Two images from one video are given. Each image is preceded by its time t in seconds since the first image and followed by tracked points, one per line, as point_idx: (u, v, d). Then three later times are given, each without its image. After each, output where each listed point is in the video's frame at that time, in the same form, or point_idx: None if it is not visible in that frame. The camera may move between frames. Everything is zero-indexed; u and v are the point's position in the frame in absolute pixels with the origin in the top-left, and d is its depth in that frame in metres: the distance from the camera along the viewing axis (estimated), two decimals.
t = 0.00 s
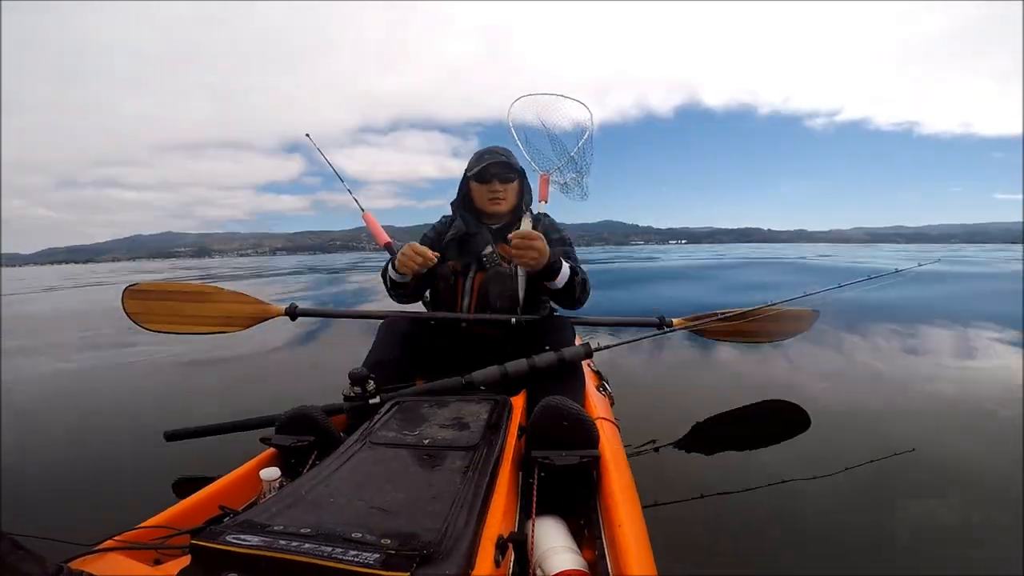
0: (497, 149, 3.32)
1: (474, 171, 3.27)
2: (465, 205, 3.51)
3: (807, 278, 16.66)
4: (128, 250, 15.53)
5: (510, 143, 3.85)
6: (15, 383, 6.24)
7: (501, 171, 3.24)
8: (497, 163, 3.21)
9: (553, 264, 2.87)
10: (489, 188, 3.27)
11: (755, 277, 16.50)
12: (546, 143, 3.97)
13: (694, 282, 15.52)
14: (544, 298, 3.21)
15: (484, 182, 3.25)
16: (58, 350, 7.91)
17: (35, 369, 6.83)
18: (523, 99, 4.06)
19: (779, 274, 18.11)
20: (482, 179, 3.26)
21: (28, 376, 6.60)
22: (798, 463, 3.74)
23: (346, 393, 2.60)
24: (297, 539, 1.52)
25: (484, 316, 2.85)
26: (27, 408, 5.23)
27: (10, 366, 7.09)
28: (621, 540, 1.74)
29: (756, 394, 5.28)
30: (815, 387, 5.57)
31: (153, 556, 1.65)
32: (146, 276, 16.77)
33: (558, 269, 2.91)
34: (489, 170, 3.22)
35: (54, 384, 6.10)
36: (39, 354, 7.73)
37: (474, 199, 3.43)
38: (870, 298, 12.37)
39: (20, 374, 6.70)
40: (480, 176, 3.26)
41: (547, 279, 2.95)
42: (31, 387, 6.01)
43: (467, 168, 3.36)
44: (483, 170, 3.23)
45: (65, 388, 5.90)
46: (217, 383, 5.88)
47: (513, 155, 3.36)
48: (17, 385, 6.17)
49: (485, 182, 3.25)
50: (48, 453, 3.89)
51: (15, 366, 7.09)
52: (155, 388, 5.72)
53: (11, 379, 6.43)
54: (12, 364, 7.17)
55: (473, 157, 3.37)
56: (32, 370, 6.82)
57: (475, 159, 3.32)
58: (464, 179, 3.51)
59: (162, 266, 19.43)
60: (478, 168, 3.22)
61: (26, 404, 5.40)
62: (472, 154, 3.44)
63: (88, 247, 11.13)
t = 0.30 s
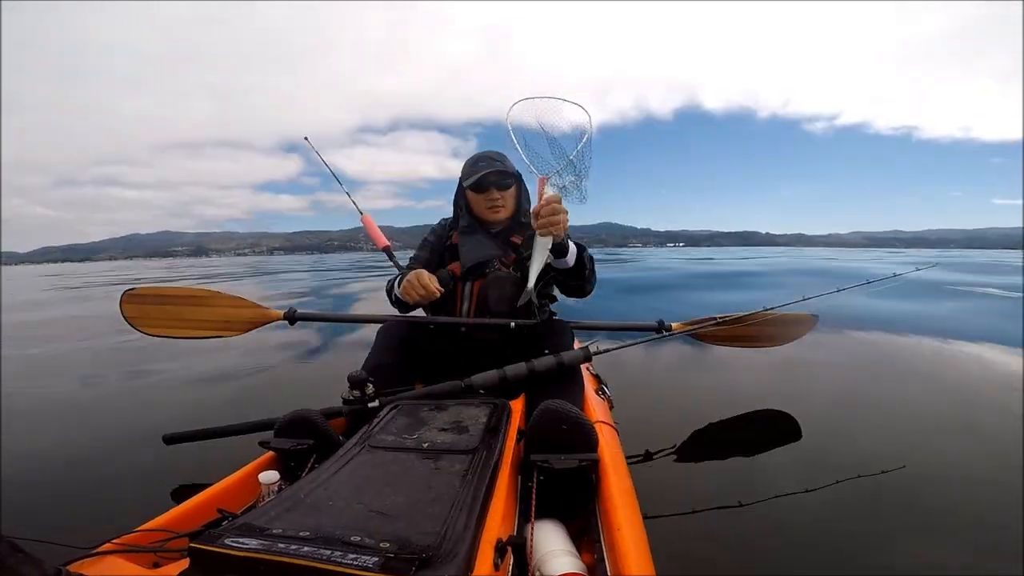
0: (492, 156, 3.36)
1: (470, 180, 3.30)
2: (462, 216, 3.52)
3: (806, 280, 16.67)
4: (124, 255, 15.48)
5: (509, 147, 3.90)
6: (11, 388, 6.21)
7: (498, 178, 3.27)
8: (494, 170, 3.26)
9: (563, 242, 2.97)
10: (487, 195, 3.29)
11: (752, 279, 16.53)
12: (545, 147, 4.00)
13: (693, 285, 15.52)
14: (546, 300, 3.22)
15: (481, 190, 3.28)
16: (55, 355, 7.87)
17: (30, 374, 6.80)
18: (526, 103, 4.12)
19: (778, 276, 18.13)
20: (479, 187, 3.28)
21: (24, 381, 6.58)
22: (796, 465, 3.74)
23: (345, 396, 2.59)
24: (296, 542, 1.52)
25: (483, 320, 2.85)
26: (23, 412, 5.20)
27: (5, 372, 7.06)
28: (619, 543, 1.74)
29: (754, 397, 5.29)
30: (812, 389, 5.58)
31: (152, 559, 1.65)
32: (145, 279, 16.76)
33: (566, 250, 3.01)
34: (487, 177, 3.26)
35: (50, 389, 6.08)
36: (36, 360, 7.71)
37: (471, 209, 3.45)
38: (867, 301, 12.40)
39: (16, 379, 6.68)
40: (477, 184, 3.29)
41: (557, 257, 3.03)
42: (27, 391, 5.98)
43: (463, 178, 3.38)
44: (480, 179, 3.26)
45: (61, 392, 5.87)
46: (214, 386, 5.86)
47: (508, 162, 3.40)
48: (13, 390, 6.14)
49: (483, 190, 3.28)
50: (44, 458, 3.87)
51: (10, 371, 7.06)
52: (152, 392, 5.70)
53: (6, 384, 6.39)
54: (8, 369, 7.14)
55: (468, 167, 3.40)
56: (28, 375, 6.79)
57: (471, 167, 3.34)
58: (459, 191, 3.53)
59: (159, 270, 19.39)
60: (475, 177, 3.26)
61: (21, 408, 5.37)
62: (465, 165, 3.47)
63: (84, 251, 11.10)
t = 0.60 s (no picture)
0: (490, 161, 3.37)
1: (469, 185, 3.30)
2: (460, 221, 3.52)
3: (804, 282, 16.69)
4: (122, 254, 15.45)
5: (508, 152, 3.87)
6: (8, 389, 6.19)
7: (497, 182, 3.27)
8: (493, 174, 3.26)
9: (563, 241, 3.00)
10: (486, 200, 3.30)
11: (750, 281, 16.59)
12: (544, 151, 3.99)
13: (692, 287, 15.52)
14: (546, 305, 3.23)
15: (481, 195, 3.28)
16: (53, 357, 7.86)
17: (28, 376, 6.79)
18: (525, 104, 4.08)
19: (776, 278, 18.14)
20: (478, 192, 3.28)
21: (21, 382, 6.56)
22: (793, 470, 3.75)
23: (344, 402, 2.59)
24: (294, 548, 1.51)
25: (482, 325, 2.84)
26: (21, 414, 5.19)
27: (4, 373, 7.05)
28: (618, 548, 1.74)
29: (752, 402, 5.30)
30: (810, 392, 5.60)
31: (150, 564, 1.65)
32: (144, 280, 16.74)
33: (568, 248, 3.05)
34: (486, 182, 3.26)
35: (47, 390, 6.08)
36: (34, 361, 7.70)
37: (469, 214, 3.45)
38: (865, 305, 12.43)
39: (13, 380, 6.66)
40: (476, 189, 3.29)
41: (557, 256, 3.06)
42: (24, 393, 5.97)
43: (462, 183, 3.38)
44: (479, 183, 3.26)
45: (60, 394, 5.87)
46: (212, 388, 5.86)
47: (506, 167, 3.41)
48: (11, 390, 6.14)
49: (482, 194, 3.28)
50: (41, 461, 3.86)
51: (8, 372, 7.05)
52: (150, 395, 5.69)
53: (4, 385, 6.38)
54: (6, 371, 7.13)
55: (466, 173, 3.40)
56: (25, 376, 6.78)
57: (470, 172, 3.34)
58: (457, 197, 3.53)
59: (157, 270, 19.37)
60: (474, 182, 3.26)
61: (19, 410, 5.36)
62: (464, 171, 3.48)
63: (81, 251, 11.08)
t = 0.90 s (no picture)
0: (493, 162, 3.36)
1: (472, 185, 3.27)
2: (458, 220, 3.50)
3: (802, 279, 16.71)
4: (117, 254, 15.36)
5: (504, 152, 3.85)
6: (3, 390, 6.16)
7: (499, 186, 3.27)
8: (496, 178, 3.25)
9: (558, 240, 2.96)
10: (487, 202, 3.29)
11: (747, 279, 16.60)
12: (540, 152, 3.99)
13: (689, 284, 15.54)
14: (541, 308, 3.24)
15: (482, 197, 3.27)
16: (48, 358, 7.82)
17: (23, 376, 6.75)
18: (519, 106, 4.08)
19: (774, 276, 18.16)
20: (480, 193, 3.27)
21: (16, 383, 6.52)
22: (790, 467, 3.76)
23: (340, 403, 2.59)
24: (291, 548, 1.52)
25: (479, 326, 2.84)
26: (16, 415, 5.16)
27: None
28: (615, 548, 1.75)
29: (749, 400, 5.31)
30: (807, 391, 5.59)
31: (146, 565, 1.65)
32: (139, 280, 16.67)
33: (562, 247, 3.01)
34: (488, 184, 3.24)
35: (42, 391, 6.04)
36: (28, 361, 7.65)
37: (468, 214, 3.43)
38: (861, 303, 12.46)
39: (8, 380, 6.62)
40: (478, 190, 3.27)
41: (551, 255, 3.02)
42: (19, 394, 5.93)
43: (464, 182, 3.35)
44: (481, 185, 3.24)
45: (55, 395, 5.84)
46: (208, 389, 5.84)
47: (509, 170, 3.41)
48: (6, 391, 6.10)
49: (483, 196, 3.27)
50: (36, 462, 3.84)
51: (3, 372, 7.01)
52: (146, 395, 5.67)
53: None
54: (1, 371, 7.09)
55: (469, 172, 3.38)
56: (20, 376, 6.73)
57: (472, 172, 3.33)
58: (457, 195, 3.50)
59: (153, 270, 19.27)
60: (477, 183, 3.24)
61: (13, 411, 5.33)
62: (466, 169, 3.45)
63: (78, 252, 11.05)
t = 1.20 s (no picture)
0: (473, 162, 3.32)
1: (455, 189, 3.25)
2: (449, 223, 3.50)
3: (802, 271, 16.68)
4: (115, 254, 15.33)
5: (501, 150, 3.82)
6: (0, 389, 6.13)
7: (482, 185, 3.22)
8: (478, 178, 3.20)
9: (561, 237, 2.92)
10: (473, 204, 3.26)
11: (746, 272, 16.58)
12: (536, 149, 3.98)
13: (689, 278, 15.52)
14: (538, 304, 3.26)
15: (467, 198, 3.24)
16: (47, 359, 7.79)
17: (21, 377, 6.73)
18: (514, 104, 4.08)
19: (774, 269, 18.15)
20: (464, 196, 3.24)
21: (14, 383, 6.50)
22: (788, 459, 3.77)
23: (337, 400, 2.59)
24: (287, 546, 1.51)
25: (475, 325, 2.84)
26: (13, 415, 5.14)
27: None
28: (612, 546, 1.74)
29: (749, 394, 5.31)
30: (807, 383, 5.59)
31: (141, 563, 1.64)
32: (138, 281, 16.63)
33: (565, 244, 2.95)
34: (471, 186, 3.20)
35: (40, 391, 6.03)
36: (26, 362, 7.62)
37: (457, 216, 3.42)
38: (860, 295, 12.45)
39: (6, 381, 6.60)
40: (461, 193, 3.24)
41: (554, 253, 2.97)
42: (17, 394, 5.92)
43: (448, 187, 3.34)
44: (464, 188, 3.20)
45: (53, 394, 5.81)
46: (206, 388, 5.82)
47: (492, 167, 3.35)
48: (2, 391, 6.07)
49: (468, 197, 3.24)
50: (32, 461, 3.82)
51: None
52: (143, 394, 5.65)
53: None
54: None
55: (452, 176, 3.36)
56: (19, 377, 6.72)
57: (455, 174, 3.31)
58: (445, 198, 3.49)
59: (150, 271, 19.23)
60: (459, 186, 3.21)
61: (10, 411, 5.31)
62: (449, 171, 3.42)
63: (76, 254, 11.01)
